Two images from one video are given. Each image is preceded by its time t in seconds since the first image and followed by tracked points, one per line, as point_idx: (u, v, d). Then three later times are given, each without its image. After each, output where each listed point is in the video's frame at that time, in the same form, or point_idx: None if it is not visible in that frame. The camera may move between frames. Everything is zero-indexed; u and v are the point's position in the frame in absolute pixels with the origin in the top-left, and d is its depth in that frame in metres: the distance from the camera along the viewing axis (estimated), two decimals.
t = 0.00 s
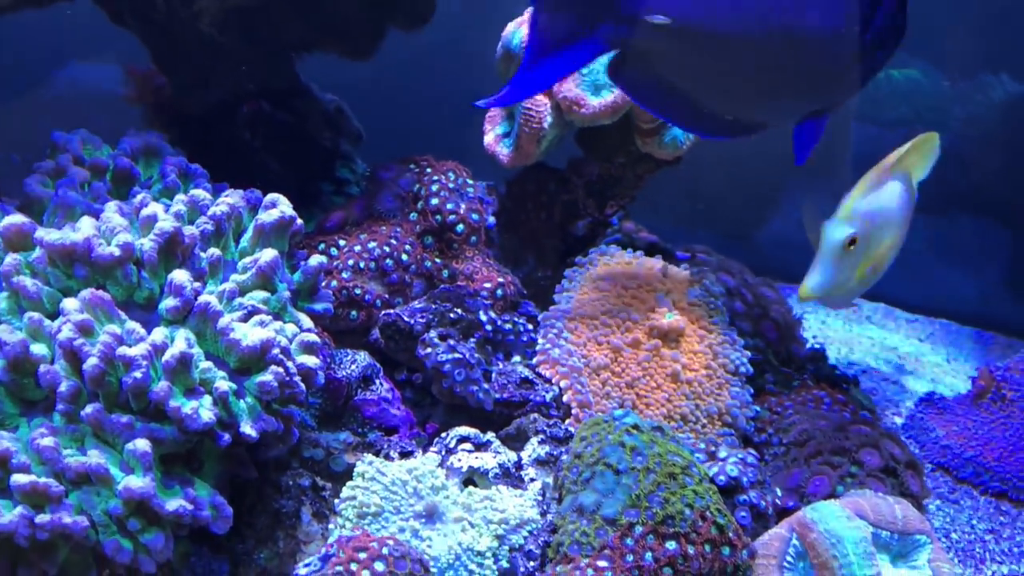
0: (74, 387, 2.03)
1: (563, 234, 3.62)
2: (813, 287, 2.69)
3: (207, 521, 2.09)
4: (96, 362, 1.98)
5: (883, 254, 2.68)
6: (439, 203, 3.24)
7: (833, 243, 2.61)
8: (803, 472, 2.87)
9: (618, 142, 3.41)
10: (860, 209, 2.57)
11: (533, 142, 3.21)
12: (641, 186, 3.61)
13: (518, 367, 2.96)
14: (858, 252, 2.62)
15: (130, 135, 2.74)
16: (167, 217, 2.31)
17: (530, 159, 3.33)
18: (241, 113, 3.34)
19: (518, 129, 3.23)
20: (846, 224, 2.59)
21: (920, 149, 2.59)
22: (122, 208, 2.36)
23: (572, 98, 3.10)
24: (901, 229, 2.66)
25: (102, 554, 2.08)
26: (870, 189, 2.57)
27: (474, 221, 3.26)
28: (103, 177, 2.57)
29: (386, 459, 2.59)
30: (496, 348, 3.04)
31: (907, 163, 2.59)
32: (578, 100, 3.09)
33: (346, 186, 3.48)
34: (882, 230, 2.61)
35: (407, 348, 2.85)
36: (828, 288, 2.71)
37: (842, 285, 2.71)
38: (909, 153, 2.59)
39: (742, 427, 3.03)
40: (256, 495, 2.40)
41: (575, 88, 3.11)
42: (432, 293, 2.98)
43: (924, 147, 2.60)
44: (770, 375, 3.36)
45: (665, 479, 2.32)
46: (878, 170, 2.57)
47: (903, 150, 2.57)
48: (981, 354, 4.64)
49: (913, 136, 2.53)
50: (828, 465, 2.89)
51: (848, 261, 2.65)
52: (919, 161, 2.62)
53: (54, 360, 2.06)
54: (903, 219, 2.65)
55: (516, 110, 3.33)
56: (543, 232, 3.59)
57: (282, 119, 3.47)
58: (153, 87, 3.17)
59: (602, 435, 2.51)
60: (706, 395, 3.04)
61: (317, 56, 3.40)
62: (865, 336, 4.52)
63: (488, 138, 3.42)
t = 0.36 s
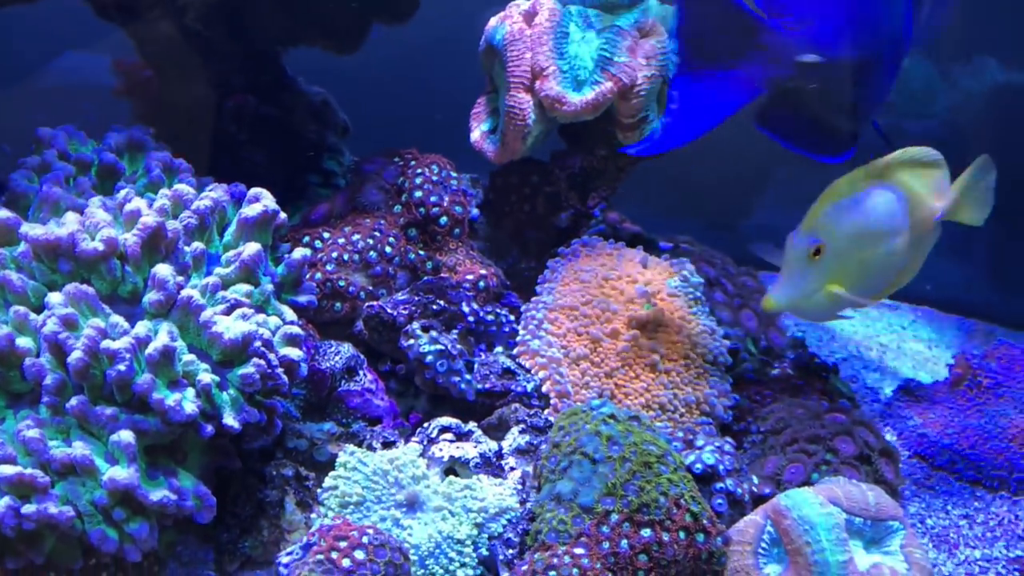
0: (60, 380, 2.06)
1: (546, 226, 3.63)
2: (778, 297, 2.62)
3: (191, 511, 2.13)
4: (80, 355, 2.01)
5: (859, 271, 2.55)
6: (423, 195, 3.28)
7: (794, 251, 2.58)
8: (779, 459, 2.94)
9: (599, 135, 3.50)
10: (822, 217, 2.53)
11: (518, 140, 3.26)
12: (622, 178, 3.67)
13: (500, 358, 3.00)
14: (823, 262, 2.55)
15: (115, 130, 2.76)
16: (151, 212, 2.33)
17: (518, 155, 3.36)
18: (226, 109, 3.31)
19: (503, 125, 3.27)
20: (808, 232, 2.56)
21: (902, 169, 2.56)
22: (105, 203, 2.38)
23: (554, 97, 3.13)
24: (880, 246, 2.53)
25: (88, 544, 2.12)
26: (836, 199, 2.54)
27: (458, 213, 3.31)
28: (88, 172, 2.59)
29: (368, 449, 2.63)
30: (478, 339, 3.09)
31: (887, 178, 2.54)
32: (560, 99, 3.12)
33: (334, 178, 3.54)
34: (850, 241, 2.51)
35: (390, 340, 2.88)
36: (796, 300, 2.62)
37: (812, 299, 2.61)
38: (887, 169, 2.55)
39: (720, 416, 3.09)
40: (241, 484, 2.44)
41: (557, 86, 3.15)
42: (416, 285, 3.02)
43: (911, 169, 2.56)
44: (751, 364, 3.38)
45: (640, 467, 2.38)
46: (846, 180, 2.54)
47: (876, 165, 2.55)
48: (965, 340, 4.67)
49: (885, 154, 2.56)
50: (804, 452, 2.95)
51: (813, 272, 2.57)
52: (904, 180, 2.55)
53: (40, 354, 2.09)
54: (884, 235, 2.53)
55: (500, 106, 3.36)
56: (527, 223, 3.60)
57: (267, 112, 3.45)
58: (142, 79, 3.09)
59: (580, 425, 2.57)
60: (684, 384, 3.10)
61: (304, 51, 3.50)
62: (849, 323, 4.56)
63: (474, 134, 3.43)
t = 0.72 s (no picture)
0: (49, 375, 2.11)
1: (531, 223, 3.68)
2: (731, 288, 2.46)
3: (179, 504, 2.18)
4: (69, 352, 2.06)
5: (811, 270, 2.50)
6: (409, 194, 3.34)
7: (752, 240, 2.45)
8: (758, 452, 3.00)
9: (583, 134, 3.58)
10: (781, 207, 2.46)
11: (504, 137, 3.29)
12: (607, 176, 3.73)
13: (485, 354, 3.05)
14: (779, 256, 2.46)
15: (105, 131, 2.80)
16: (138, 211, 2.37)
17: (502, 153, 3.41)
18: (216, 108, 3.36)
19: (489, 122, 3.31)
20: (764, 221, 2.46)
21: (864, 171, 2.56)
22: (93, 202, 2.42)
23: (541, 95, 3.17)
24: (833, 246, 2.51)
25: (78, 537, 2.16)
26: (796, 190, 2.48)
27: (444, 211, 3.36)
28: (77, 172, 2.63)
29: (354, 443, 2.69)
30: (464, 335, 3.15)
31: (849, 179, 2.53)
32: (547, 97, 3.17)
33: (322, 177, 3.60)
34: (806, 235, 2.46)
35: (377, 337, 2.93)
36: (746, 294, 2.48)
37: (763, 295, 2.50)
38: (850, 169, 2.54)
39: (701, 410, 3.18)
40: (229, 478, 2.49)
41: (545, 85, 3.19)
42: (402, 282, 3.07)
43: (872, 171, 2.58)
44: (731, 359, 3.46)
45: (619, 460, 2.44)
46: (808, 177, 2.50)
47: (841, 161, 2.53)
48: (948, 335, 4.71)
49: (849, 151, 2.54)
50: (782, 445, 3.01)
51: (768, 265, 2.47)
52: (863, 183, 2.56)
53: (29, 350, 2.14)
54: (838, 235, 2.51)
55: (487, 103, 3.40)
56: (512, 221, 3.66)
57: (256, 112, 3.50)
58: (132, 81, 3.14)
59: (561, 419, 2.63)
60: (666, 378, 3.17)
61: (293, 52, 3.53)
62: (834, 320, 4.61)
63: (459, 131, 3.46)
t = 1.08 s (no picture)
0: (43, 373, 2.13)
1: (521, 221, 3.72)
2: (682, 268, 2.78)
3: (173, 499, 2.21)
4: (64, 350, 2.09)
5: (765, 259, 2.76)
6: (400, 192, 3.39)
7: (707, 226, 2.75)
8: (745, 447, 3.04)
9: (572, 133, 3.62)
10: (740, 196, 2.76)
11: (495, 137, 3.33)
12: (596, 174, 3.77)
13: (474, 351, 3.09)
14: (733, 242, 2.75)
15: (97, 131, 2.82)
16: (131, 210, 2.40)
17: (493, 152, 3.44)
18: (207, 108, 3.40)
19: (479, 122, 3.34)
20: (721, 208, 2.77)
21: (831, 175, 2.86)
22: (87, 202, 2.45)
23: (530, 96, 3.21)
24: (789, 242, 2.76)
25: (73, 532, 2.19)
26: (755, 184, 2.78)
27: (434, 209, 3.41)
28: (70, 171, 2.66)
29: (345, 439, 2.72)
30: (455, 332, 3.19)
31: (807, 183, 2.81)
32: (536, 98, 3.20)
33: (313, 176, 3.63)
34: (762, 226, 2.74)
35: (368, 334, 2.99)
36: (696, 277, 2.79)
37: (714, 278, 2.78)
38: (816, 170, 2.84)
39: (691, 405, 3.21)
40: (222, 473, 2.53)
41: (532, 86, 3.23)
42: (393, 280, 3.10)
43: (837, 177, 2.85)
44: (719, 356, 3.52)
45: (607, 455, 2.47)
46: (768, 173, 2.79)
47: (808, 161, 2.82)
48: (934, 332, 4.77)
49: (813, 152, 2.82)
50: (769, 440, 3.05)
51: (721, 251, 2.77)
52: (828, 186, 2.85)
53: (24, 348, 2.17)
54: (795, 231, 2.76)
55: (477, 103, 3.43)
56: (504, 219, 3.71)
57: (248, 112, 3.51)
58: (127, 81, 3.23)
59: (550, 415, 2.67)
60: (655, 374, 3.21)
61: (284, 51, 3.53)
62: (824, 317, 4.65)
63: (449, 129, 3.49)
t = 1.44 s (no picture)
0: (41, 372, 2.15)
1: (515, 221, 3.77)
2: (656, 245, 2.84)
3: (169, 498, 2.23)
4: (61, 349, 2.11)
5: (734, 242, 2.87)
6: (395, 193, 3.41)
7: (683, 205, 2.82)
8: (738, 445, 3.07)
9: (565, 133, 3.64)
10: (717, 177, 2.86)
11: (488, 137, 3.35)
12: (590, 175, 3.80)
13: (469, 350, 3.12)
14: (708, 222, 2.84)
15: (93, 133, 2.85)
16: (127, 211, 2.42)
17: (486, 153, 3.46)
18: (203, 109, 3.39)
19: (472, 123, 3.37)
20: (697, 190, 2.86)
21: (806, 168, 3.00)
22: (83, 203, 2.47)
23: (523, 97, 3.24)
24: (760, 226, 2.87)
25: (70, 531, 2.20)
26: (729, 170, 2.89)
27: (429, 210, 3.43)
28: (67, 172, 2.68)
29: (341, 438, 2.75)
30: (449, 332, 3.22)
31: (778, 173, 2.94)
32: (528, 99, 3.23)
33: (308, 177, 3.62)
34: (735, 210, 2.85)
35: (363, 334, 3.01)
36: (669, 254, 2.86)
37: (688, 257, 2.86)
38: (792, 162, 2.98)
39: (683, 404, 3.23)
40: (218, 473, 2.55)
41: (525, 87, 3.26)
42: (388, 281, 3.14)
43: (810, 169, 3.00)
44: (712, 355, 3.56)
45: (601, 454, 2.50)
46: (740, 161, 2.92)
47: (786, 152, 2.96)
48: (925, 331, 4.82)
49: (786, 145, 2.96)
50: (761, 438, 3.09)
51: (695, 231, 2.85)
52: (804, 177, 2.98)
53: (21, 348, 2.18)
54: (768, 217, 2.88)
55: (470, 104, 3.45)
56: (497, 220, 3.75)
57: (243, 113, 3.53)
58: (121, 83, 3.22)
59: (544, 413, 2.70)
60: (648, 374, 3.23)
61: (279, 53, 3.56)
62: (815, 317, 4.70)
63: (442, 129, 3.51)
